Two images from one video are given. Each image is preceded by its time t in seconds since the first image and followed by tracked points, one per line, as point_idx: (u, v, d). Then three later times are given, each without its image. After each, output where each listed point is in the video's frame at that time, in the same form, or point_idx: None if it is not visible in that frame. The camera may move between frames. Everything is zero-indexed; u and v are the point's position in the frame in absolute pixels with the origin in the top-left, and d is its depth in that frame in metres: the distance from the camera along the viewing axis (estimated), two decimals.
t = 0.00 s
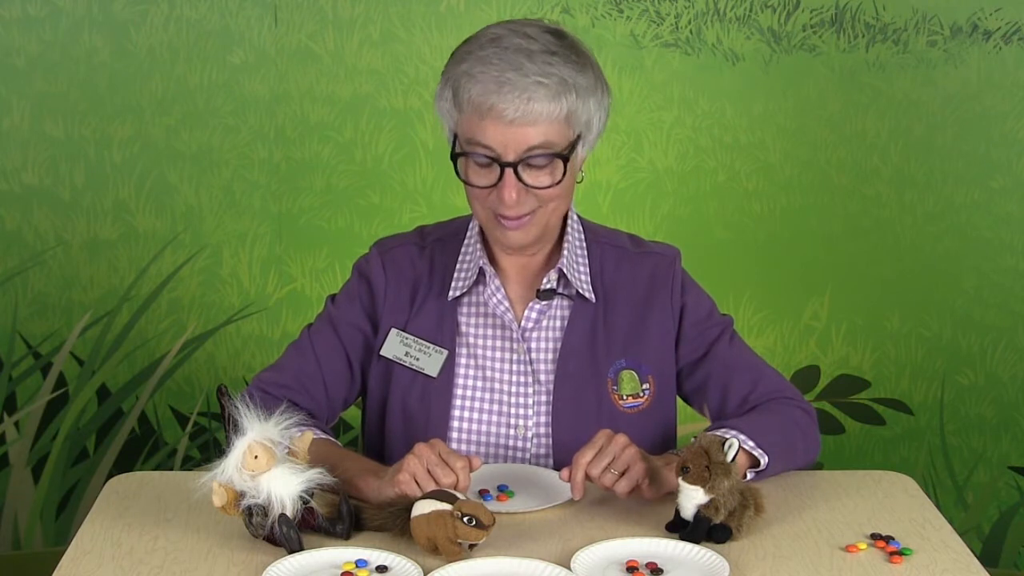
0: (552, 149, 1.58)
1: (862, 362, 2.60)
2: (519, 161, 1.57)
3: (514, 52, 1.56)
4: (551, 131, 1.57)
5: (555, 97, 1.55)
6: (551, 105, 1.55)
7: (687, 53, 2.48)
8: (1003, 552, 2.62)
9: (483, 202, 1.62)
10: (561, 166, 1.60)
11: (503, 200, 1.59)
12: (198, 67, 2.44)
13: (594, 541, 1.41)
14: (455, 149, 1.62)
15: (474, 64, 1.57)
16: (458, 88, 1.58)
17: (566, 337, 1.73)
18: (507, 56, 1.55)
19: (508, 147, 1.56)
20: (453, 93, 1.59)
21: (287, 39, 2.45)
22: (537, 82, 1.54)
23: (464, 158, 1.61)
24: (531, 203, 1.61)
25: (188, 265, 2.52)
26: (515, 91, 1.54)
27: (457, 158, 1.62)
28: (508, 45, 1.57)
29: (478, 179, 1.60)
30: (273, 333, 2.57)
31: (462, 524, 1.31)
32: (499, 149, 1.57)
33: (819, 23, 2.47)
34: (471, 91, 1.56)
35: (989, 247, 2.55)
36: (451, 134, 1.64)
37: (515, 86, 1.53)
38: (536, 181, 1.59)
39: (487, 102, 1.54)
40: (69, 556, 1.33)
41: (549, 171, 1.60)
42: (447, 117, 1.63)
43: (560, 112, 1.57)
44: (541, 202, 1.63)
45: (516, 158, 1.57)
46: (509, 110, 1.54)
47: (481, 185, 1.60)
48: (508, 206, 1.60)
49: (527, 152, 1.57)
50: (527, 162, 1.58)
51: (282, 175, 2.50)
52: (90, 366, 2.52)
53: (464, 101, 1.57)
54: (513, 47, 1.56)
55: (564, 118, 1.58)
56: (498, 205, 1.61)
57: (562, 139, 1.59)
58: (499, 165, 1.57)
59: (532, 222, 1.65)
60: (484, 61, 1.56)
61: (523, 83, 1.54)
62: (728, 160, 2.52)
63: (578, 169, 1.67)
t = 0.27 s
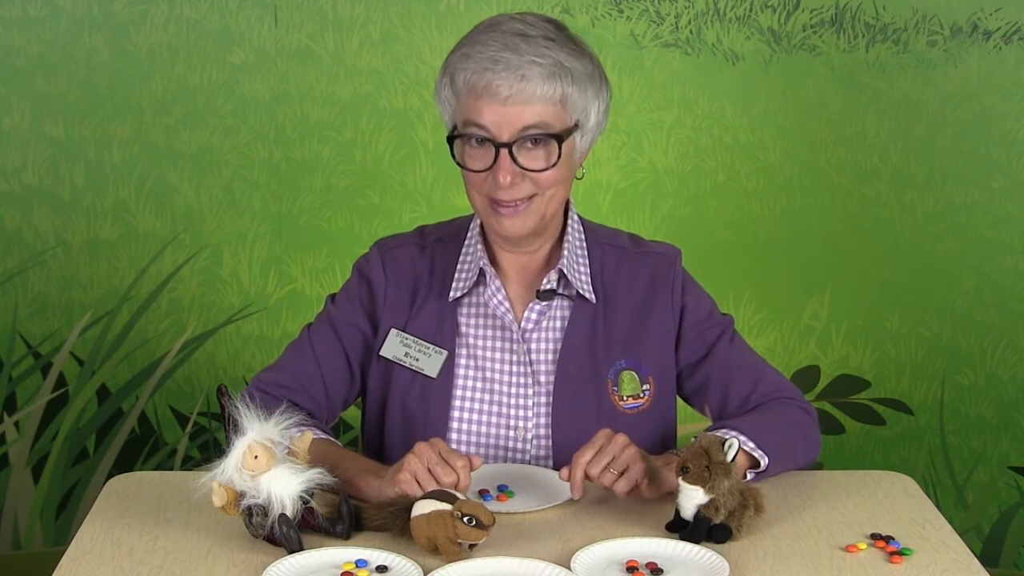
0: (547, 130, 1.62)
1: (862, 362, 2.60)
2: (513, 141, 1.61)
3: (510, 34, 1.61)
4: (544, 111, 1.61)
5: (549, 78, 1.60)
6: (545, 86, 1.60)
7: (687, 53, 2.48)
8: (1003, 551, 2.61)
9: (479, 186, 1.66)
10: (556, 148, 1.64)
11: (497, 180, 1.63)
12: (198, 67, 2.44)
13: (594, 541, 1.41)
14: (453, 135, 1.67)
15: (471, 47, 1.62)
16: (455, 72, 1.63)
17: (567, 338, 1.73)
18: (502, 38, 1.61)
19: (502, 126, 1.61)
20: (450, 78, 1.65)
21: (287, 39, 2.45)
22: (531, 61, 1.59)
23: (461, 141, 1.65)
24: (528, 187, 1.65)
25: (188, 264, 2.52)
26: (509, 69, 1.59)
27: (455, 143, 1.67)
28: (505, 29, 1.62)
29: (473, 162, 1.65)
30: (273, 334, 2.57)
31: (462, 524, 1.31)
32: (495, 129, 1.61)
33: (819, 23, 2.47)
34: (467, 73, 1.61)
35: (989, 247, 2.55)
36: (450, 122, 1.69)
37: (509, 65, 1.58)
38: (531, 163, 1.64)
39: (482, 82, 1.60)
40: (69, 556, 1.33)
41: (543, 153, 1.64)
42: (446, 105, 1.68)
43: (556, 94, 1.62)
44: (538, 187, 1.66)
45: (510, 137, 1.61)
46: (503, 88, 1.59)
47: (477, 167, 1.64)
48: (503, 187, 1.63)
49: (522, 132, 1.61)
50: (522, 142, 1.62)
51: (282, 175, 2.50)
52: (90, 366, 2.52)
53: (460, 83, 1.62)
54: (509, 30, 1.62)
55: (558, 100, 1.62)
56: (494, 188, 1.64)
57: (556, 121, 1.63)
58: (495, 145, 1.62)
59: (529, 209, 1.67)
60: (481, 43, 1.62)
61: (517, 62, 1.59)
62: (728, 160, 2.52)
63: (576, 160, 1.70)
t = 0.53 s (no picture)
0: (540, 119, 1.63)
1: (862, 362, 2.60)
2: (507, 130, 1.62)
3: (509, 25, 1.62)
4: (540, 100, 1.62)
5: (546, 67, 1.61)
6: (541, 75, 1.61)
7: (687, 53, 2.48)
8: (1003, 551, 2.61)
9: (474, 175, 1.66)
10: (551, 138, 1.65)
11: (492, 168, 1.63)
12: (198, 67, 2.44)
13: (594, 541, 1.41)
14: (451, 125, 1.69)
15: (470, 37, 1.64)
16: (452, 61, 1.65)
17: (567, 339, 1.73)
18: (500, 27, 1.62)
19: (497, 114, 1.61)
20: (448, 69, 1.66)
21: (287, 39, 2.45)
22: (527, 50, 1.60)
23: (457, 130, 1.67)
24: (522, 178, 1.65)
25: (188, 264, 2.52)
26: (504, 57, 1.60)
27: (451, 134, 1.68)
28: (505, 20, 1.63)
29: (469, 150, 1.66)
30: (273, 333, 2.57)
31: (462, 524, 1.31)
32: (489, 118, 1.62)
33: (819, 23, 2.47)
34: (463, 61, 1.62)
35: (989, 247, 2.55)
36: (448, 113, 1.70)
37: (506, 53, 1.60)
38: (525, 153, 1.65)
39: (478, 69, 1.61)
40: (69, 556, 1.33)
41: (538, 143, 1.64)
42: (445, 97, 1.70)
43: (551, 84, 1.62)
44: (533, 177, 1.66)
45: (505, 125, 1.62)
46: (498, 76, 1.60)
47: (472, 157, 1.65)
48: (498, 175, 1.64)
49: (516, 121, 1.62)
50: (516, 131, 1.63)
51: (282, 175, 2.50)
52: (90, 366, 2.52)
53: (457, 71, 1.64)
54: (508, 21, 1.63)
55: (555, 90, 1.63)
56: (488, 178, 1.65)
57: (552, 111, 1.64)
58: (489, 134, 1.63)
59: (524, 202, 1.67)
60: (479, 32, 1.63)
61: (514, 50, 1.60)
62: (728, 160, 2.52)
63: (574, 154, 1.71)
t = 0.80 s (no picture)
0: (531, 112, 1.63)
1: (862, 362, 2.60)
2: (498, 121, 1.63)
3: (505, 20, 1.64)
4: (531, 93, 1.63)
5: (538, 60, 1.62)
6: (533, 68, 1.62)
7: (687, 53, 2.48)
8: (1003, 551, 2.61)
9: (465, 168, 1.67)
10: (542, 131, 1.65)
11: (481, 160, 1.63)
12: (198, 67, 2.44)
13: (594, 541, 1.41)
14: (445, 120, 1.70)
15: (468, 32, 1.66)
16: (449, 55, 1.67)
17: (566, 341, 1.73)
18: (495, 22, 1.64)
19: (488, 105, 1.62)
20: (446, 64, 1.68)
21: (287, 39, 2.45)
22: (521, 43, 1.61)
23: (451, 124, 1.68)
24: (511, 171, 1.65)
25: (188, 264, 2.52)
26: (498, 49, 1.61)
27: (446, 128, 1.69)
28: (503, 16, 1.65)
29: (461, 142, 1.66)
30: (273, 333, 2.57)
31: (462, 524, 1.31)
32: (481, 109, 1.63)
33: (819, 23, 2.47)
34: (458, 54, 1.64)
35: (989, 247, 2.55)
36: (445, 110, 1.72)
37: (498, 44, 1.61)
38: (515, 145, 1.64)
39: (471, 61, 1.62)
40: (69, 556, 1.33)
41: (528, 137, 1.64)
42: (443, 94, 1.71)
43: (543, 78, 1.63)
44: (523, 171, 1.65)
45: (495, 117, 1.63)
46: (490, 68, 1.61)
47: (463, 149, 1.66)
48: (487, 167, 1.64)
49: (507, 113, 1.63)
50: (507, 122, 1.63)
51: (282, 175, 2.50)
52: (90, 366, 2.52)
53: (453, 64, 1.65)
54: (506, 17, 1.65)
55: (547, 84, 1.63)
56: (478, 170, 1.65)
57: (544, 104, 1.64)
58: (480, 125, 1.63)
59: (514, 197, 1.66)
60: (476, 26, 1.65)
61: (507, 42, 1.61)
62: (728, 160, 2.52)
63: (568, 151, 1.70)
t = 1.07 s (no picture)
0: (526, 106, 1.63)
1: (862, 362, 2.60)
2: (493, 114, 1.63)
3: (505, 17, 1.65)
4: (527, 86, 1.63)
5: (535, 54, 1.63)
6: (530, 61, 1.62)
7: (687, 53, 2.48)
8: (1003, 551, 2.61)
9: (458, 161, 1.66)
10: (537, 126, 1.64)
11: (474, 150, 1.62)
12: (198, 67, 2.44)
13: (594, 541, 1.41)
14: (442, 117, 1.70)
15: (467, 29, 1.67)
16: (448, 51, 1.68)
17: (565, 343, 1.73)
18: (495, 18, 1.65)
19: (483, 97, 1.62)
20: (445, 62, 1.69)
21: (287, 39, 2.45)
22: (519, 37, 1.62)
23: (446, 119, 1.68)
24: (504, 165, 1.64)
25: (188, 264, 2.52)
26: (495, 42, 1.62)
27: (442, 124, 1.69)
28: (503, 14, 1.66)
29: (456, 135, 1.66)
30: (273, 333, 2.57)
31: (462, 524, 1.31)
32: (476, 102, 1.63)
33: (819, 23, 2.47)
34: (457, 48, 1.65)
35: (989, 247, 2.55)
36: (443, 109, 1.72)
37: (496, 37, 1.62)
38: (509, 139, 1.64)
39: (468, 54, 1.63)
40: (69, 556, 1.33)
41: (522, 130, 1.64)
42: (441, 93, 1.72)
43: (539, 72, 1.63)
44: (516, 165, 1.64)
45: (490, 108, 1.63)
46: (488, 60, 1.62)
47: (458, 142, 1.65)
48: (479, 158, 1.63)
49: (502, 106, 1.63)
50: (502, 115, 1.63)
51: (282, 175, 2.50)
52: (90, 366, 2.52)
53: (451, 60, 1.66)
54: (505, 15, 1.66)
55: (544, 79, 1.64)
56: (471, 163, 1.64)
57: (539, 99, 1.64)
58: (475, 118, 1.63)
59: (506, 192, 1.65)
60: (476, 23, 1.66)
61: (505, 36, 1.62)
62: (728, 160, 2.52)
63: (563, 150, 1.70)
